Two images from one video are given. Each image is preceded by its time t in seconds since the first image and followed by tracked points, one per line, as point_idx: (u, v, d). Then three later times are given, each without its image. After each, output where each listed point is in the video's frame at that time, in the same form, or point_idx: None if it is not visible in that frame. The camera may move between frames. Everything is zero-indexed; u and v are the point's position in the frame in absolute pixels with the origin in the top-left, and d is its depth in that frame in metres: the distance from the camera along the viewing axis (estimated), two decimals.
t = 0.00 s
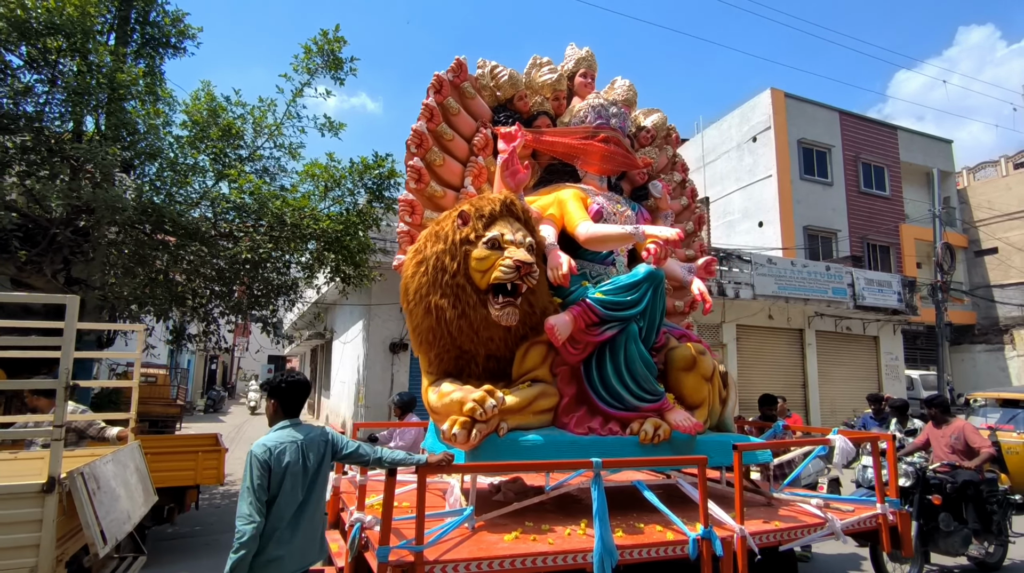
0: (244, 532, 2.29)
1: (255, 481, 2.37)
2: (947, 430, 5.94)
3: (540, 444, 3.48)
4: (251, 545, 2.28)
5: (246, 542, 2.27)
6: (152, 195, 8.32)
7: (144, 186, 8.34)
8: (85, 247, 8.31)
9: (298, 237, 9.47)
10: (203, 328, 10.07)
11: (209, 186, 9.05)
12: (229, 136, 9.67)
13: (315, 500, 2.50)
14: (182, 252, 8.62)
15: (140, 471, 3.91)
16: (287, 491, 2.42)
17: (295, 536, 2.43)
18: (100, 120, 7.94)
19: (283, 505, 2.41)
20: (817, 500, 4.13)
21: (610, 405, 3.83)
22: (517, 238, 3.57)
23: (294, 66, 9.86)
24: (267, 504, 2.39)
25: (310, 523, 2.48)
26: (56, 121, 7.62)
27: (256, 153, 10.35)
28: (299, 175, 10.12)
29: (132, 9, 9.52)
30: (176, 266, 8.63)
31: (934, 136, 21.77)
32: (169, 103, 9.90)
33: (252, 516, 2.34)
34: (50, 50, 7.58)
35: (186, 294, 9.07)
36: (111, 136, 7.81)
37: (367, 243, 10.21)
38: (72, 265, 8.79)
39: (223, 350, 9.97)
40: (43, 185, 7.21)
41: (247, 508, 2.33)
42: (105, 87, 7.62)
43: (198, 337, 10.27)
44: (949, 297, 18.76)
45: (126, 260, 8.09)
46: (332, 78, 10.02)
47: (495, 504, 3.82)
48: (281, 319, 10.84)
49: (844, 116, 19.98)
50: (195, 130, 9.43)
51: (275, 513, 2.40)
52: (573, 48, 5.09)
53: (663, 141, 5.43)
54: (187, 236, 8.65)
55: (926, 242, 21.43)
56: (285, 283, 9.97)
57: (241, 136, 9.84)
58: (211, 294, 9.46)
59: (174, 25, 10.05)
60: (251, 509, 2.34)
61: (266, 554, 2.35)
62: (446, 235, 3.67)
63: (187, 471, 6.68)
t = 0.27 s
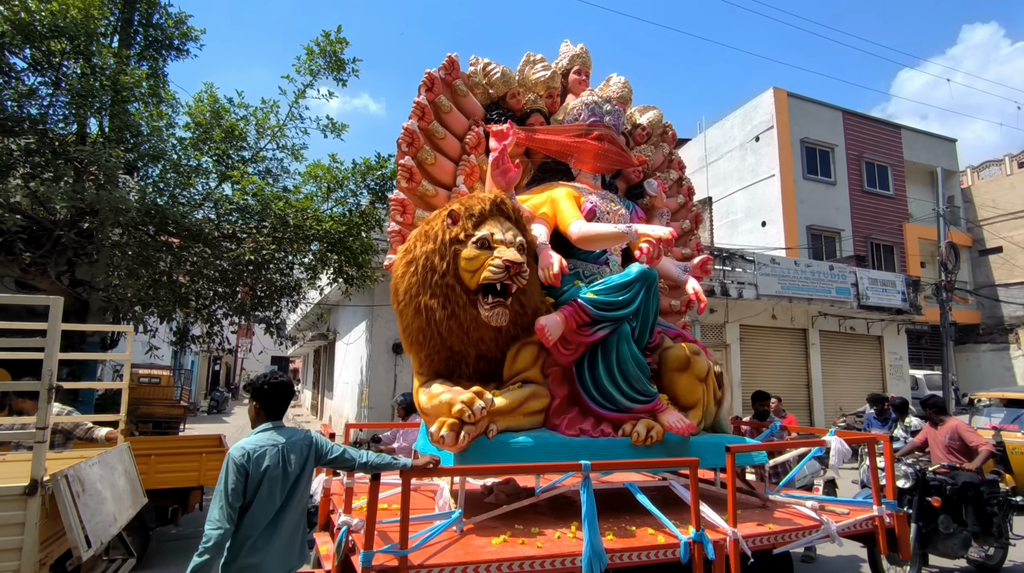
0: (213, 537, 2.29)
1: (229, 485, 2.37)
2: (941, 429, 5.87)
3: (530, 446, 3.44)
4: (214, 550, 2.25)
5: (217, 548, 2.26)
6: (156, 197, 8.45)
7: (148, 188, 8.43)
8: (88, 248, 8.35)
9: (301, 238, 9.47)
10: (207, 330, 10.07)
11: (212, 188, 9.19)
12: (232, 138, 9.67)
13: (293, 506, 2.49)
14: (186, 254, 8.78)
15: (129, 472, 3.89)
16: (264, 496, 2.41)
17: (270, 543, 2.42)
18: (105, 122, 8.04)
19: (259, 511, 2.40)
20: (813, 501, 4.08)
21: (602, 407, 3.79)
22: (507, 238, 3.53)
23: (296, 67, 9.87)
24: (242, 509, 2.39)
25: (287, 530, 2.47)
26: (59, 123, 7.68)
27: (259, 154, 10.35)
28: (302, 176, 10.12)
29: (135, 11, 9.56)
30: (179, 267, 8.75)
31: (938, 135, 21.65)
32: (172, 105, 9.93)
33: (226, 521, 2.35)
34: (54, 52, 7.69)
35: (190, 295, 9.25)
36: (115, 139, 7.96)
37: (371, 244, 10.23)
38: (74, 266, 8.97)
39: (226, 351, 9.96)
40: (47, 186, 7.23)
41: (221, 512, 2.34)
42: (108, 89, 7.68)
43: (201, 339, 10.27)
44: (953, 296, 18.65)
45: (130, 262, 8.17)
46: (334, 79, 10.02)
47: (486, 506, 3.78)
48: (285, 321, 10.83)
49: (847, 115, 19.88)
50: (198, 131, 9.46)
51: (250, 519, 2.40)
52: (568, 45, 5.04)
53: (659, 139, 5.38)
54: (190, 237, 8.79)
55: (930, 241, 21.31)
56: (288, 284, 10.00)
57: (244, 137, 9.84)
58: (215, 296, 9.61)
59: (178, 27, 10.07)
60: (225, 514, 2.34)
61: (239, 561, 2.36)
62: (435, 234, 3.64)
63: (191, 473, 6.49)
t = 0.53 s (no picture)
0: (200, 541, 2.25)
1: (216, 489, 2.33)
2: (940, 428, 5.81)
3: (522, 447, 3.41)
4: (202, 554, 2.21)
5: (204, 552, 2.22)
6: (161, 197, 8.54)
7: (154, 190, 8.50)
8: (94, 250, 8.38)
9: (306, 239, 9.47)
10: (212, 330, 10.08)
11: (218, 189, 9.11)
12: (237, 139, 9.67)
13: (284, 506, 2.44)
14: (192, 255, 8.92)
15: (121, 474, 3.88)
16: (253, 498, 2.37)
17: (263, 544, 2.38)
18: (110, 124, 8.09)
19: (248, 512, 2.36)
20: (810, 502, 4.03)
21: (596, 406, 3.75)
22: (499, 236, 3.49)
23: (300, 68, 9.86)
24: (232, 512, 2.35)
25: (279, 531, 2.42)
26: (65, 124, 7.73)
27: (264, 155, 10.34)
28: (306, 177, 10.11)
29: (140, 13, 9.58)
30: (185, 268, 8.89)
31: (945, 131, 21.48)
32: (177, 107, 9.95)
33: (215, 525, 2.31)
34: (60, 55, 7.83)
35: (196, 296, 9.26)
36: (120, 140, 8.03)
37: (376, 244, 10.24)
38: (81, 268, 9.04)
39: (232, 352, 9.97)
40: (54, 188, 7.27)
41: (208, 516, 2.30)
42: (114, 92, 7.72)
43: (207, 339, 10.28)
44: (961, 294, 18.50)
45: (136, 263, 8.22)
46: (338, 80, 10.01)
47: (479, 507, 3.75)
48: (290, 321, 10.82)
49: (853, 112, 19.74)
50: (203, 133, 9.48)
51: (240, 522, 2.35)
52: (563, 42, 4.99)
53: (656, 136, 5.33)
54: (196, 238, 8.87)
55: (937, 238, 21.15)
56: (294, 284, 10.03)
57: (249, 138, 9.83)
58: (221, 296, 9.62)
59: (182, 28, 10.08)
60: (212, 518, 2.30)
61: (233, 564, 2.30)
62: (426, 233, 3.60)
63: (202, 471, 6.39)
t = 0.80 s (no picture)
0: (190, 541, 2.27)
1: (201, 486, 2.32)
2: (941, 425, 5.75)
3: (515, 444, 3.37)
4: (195, 554, 2.25)
5: (196, 551, 2.26)
6: (168, 197, 8.48)
7: (161, 189, 8.50)
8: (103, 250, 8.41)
9: (312, 238, 9.49)
10: (220, 329, 10.09)
11: (224, 188, 9.02)
12: (244, 138, 9.67)
13: (271, 504, 2.43)
14: (199, 254, 8.93)
15: (115, 473, 3.89)
16: (238, 496, 2.36)
17: (250, 543, 2.36)
18: (118, 124, 8.14)
19: (235, 510, 2.35)
20: (808, 499, 3.99)
21: (591, 403, 3.71)
22: (491, 232, 3.46)
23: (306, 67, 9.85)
24: (218, 510, 2.34)
25: (267, 529, 2.41)
26: (73, 125, 7.72)
27: (270, 154, 10.35)
28: (312, 175, 10.10)
29: (147, 13, 9.60)
30: (193, 267, 8.96)
31: (955, 126, 21.26)
32: (184, 107, 9.97)
33: (201, 523, 2.30)
34: (68, 56, 7.84)
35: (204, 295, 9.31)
36: (128, 140, 8.07)
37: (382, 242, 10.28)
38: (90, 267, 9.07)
39: (241, 351, 10.00)
40: (62, 188, 7.31)
41: (195, 514, 2.29)
42: (120, 91, 7.74)
43: (215, 338, 10.30)
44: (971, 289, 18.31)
45: (144, 262, 8.33)
46: (344, 79, 9.99)
47: (472, 506, 3.73)
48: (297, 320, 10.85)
49: (861, 107, 19.55)
50: (210, 132, 9.50)
51: (226, 520, 2.33)
52: (559, 37, 4.94)
53: (654, 131, 5.28)
54: (204, 237, 8.90)
55: (947, 234, 20.95)
56: (301, 283, 10.06)
57: (256, 137, 9.82)
58: (229, 295, 9.66)
59: (189, 28, 10.08)
60: (199, 516, 2.29)
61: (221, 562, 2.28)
62: (418, 229, 3.57)
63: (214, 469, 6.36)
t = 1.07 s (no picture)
0: (161, 529, 2.23)
1: (177, 478, 2.32)
2: (941, 420, 5.67)
3: (507, 441, 3.34)
4: (163, 544, 2.19)
5: (165, 540, 2.20)
6: (176, 195, 8.58)
7: (167, 187, 8.52)
8: (110, 248, 8.47)
9: (318, 235, 9.47)
10: (226, 326, 10.13)
11: (230, 185, 9.01)
12: (249, 136, 9.65)
13: (247, 500, 2.43)
14: (205, 251, 9.03)
15: (109, 470, 3.88)
16: (213, 490, 2.37)
17: (222, 538, 2.36)
18: (124, 123, 8.15)
19: (208, 505, 2.35)
20: (806, 497, 3.94)
21: (585, 400, 3.68)
22: (482, 227, 3.43)
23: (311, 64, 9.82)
24: (191, 503, 2.34)
25: (241, 525, 2.41)
26: (80, 124, 7.71)
27: (275, 152, 10.35)
28: (318, 173, 10.08)
29: (152, 11, 9.61)
30: (199, 265, 9.06)
31: (964, 120, 21.03)
32: (190, 105, 9.98)
33: (174, 514, 2.30)
34: (74, 54, 7.90)
35: (211, 292, 9.44)
36: (135, 138, 8.03)
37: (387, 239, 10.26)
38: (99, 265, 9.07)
39: (247, 348, 10.03)
40: (69, 187, 7.31)
41: (169, 505, 2.29)
42: (127, 90, 7.77)
43: (222, 335, 10.34)
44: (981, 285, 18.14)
45: (152, 260, 8.41)
46: (349, 76, 9.96)
47: (465, 503, 3.70)
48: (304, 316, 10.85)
49: (869, 101, 19.36)
50: (215, 130, 9.49)
51: (200, 513, 2.34)
52: (555, 29, 4.88)
53: (652, 124, 5.22)
54: (210, 235, 8.95)
55: (956, 228, 20.75)
56: (307, 280, 10.07)
57: (262, 135, 9.81)
58: (236, 292, 9.77)
59: (194, 26, 10.09)
60: (172, 507, 2.29)
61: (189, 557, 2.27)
62: (410, 225, 3.54)
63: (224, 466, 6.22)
